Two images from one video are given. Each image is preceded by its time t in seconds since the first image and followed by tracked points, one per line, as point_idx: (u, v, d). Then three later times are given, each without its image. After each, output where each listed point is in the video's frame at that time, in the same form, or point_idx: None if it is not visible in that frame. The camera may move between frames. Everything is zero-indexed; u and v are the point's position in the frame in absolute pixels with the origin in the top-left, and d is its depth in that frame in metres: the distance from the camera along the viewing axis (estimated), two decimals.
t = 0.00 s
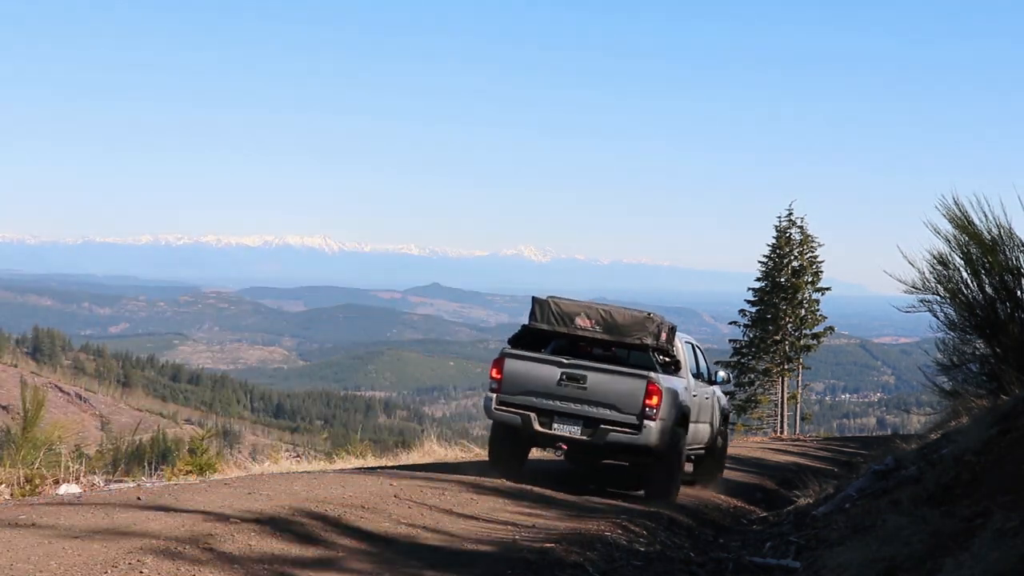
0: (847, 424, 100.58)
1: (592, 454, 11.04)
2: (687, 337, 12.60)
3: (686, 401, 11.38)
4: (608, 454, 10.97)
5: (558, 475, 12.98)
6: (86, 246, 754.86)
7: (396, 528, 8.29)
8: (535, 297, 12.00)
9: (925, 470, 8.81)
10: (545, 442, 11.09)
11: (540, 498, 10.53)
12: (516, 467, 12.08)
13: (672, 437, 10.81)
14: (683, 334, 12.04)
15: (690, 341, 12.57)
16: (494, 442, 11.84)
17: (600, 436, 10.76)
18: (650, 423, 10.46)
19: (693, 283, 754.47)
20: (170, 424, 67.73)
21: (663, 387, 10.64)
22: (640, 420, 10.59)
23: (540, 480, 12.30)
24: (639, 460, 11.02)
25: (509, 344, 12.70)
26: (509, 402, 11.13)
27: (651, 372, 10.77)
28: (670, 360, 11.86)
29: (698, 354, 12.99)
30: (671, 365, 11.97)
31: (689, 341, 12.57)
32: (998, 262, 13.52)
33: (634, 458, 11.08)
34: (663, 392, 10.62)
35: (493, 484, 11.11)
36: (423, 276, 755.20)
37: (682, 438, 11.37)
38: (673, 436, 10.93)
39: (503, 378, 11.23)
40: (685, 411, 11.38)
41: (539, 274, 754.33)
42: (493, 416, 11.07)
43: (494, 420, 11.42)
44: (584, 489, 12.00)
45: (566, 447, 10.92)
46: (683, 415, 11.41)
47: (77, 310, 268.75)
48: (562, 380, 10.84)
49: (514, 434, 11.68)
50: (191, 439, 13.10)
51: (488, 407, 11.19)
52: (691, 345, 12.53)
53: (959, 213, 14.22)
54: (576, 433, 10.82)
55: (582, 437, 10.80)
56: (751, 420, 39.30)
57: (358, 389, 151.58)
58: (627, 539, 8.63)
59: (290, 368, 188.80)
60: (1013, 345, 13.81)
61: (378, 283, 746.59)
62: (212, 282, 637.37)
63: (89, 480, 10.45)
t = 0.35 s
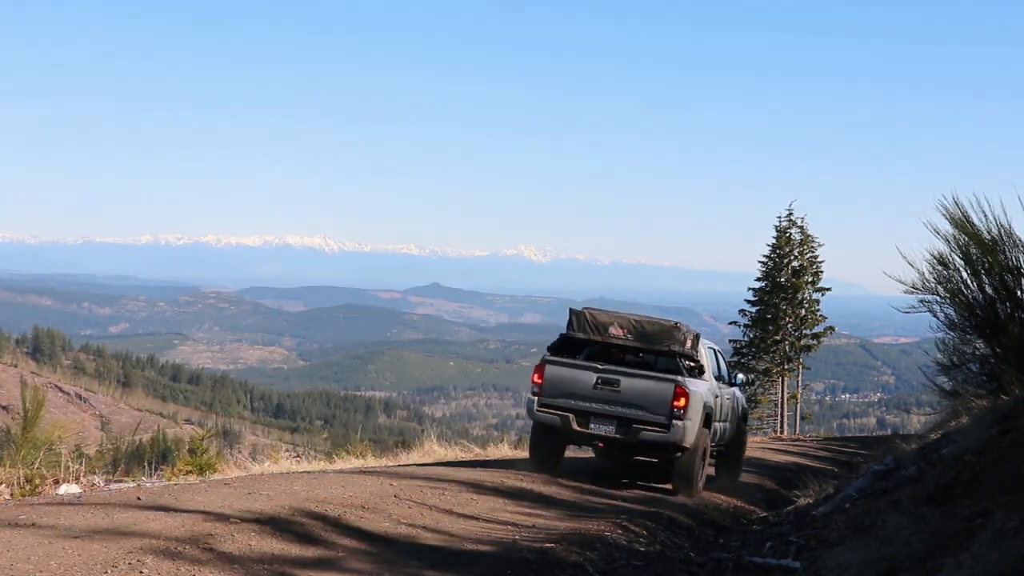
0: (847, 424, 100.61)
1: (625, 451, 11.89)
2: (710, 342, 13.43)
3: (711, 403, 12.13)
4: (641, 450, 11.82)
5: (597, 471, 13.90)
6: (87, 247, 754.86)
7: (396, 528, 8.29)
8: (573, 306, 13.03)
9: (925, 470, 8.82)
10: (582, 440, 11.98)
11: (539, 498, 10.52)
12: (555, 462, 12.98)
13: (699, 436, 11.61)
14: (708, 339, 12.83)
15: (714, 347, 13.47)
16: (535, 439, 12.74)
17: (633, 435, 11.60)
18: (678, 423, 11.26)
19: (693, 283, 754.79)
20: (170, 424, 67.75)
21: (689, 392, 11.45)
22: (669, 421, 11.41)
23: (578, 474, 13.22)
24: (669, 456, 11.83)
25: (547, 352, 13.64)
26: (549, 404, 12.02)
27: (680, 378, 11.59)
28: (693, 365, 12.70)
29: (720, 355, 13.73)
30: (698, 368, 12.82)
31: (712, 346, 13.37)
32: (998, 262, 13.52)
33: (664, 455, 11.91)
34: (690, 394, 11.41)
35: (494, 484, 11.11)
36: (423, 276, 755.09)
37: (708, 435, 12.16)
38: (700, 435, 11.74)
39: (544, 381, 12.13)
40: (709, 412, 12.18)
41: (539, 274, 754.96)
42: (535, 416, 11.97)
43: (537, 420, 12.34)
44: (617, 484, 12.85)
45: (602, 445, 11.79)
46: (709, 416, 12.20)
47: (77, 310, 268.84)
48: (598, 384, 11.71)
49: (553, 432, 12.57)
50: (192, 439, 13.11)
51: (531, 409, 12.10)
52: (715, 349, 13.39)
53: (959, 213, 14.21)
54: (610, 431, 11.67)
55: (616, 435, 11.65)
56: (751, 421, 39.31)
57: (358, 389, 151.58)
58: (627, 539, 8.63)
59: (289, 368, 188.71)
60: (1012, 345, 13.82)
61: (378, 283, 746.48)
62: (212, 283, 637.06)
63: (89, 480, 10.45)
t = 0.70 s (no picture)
0: (847, 424, 100.60)
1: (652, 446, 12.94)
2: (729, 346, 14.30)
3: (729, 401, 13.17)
4: (666, 446, 12.86)
5: (626, 465, 14.92)
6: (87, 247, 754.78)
7: (396, 528, 8.29)
8: (603, 315, 13.95)
9: (926, 470, 8.81)
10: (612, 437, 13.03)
11: (539, 499, 10.52)
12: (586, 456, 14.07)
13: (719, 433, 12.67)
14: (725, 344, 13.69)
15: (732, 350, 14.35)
16: (569, 435, 13.82)
17: (659, 431, 12.65)
18: (700, 421, 12.31)
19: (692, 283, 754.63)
20: (170, 424, 67.72)
21: (710, 391, 12.52)
22: (692, 418, 12.46)
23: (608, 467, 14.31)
24: (692, 451, 12.88)
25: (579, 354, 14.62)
26: (582, 404, 13.09)
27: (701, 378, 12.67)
28: (714, 368, 13.58)
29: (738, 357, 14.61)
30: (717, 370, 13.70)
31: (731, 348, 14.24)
32: (998, 262, 13.52)
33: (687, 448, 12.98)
34: (711, 394, 12.47)
35: (493, 484, 11.11)
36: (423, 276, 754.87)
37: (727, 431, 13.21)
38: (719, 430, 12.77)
39: (577, 384, 13.19)
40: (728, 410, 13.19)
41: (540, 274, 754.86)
42: (569, 416, 13.02)
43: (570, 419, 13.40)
44: (643, 476, 13.86)
45: (631, 441, 12.83)
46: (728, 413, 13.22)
47: (77, 310, 268.70)
48: (627, 385, 12.77)
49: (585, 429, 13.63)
50: (191, 440, 13.11)
51: (566, 409, 13.17)
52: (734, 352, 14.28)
53: (959, 213, 14.22)
54: (638, 428, 12.73)
55: (644, 432, 12.70)
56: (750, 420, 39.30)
57: (358, 389, 151.57)
58: (628, 539, 8.62)
59: (289, 368, 188.58)
60: (1012, 345, 13.81)
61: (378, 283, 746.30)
62: (211, 282, 637.07)
63: (89, 480, 10.45)
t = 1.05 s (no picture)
0: (847, 424, 100.63)
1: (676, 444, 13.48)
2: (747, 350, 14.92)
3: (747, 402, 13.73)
4: (689, 443, 13.44)
5: (649, 462, 15.44)
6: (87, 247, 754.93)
7: (396, 528, 8.28)
8: (630, 323, 14.69)
9: (925, 471, 8.81)
10: (639, 436, 13.62)
11: (538, 498, 10.53)
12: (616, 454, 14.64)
13: (739, 432, 13.19)
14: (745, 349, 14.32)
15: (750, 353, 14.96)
16: (598, 435, 14.42)
17: (682, 430, 13.22)
18: (720, 418, 12.87)
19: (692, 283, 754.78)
20: (170, 424, 67.76)
21: (729, 393, 13.11)
22: (712, 417, 13.04)
23: (637, 465, 14.88)
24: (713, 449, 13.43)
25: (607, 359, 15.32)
26: (611, 405, 13.72)
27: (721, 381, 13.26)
28: (734, 369, 14.13)
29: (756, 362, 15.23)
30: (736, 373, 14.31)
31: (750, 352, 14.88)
32: (997, 263, 13.53)
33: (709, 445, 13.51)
34: (730, 395, 13.05)
35: (492, 484, 11.12)
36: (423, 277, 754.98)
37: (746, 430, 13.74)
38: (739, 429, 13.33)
39: (605, 387, 13.82)
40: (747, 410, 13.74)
41: (540, 274, 754.99)
42: (598, 416, 13.70)
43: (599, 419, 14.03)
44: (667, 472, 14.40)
45: (656, 439, 13.40)
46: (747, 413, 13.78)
47: (77, 309, 269.02)
48: (652, 387, 13.39)
49: (614, 429, 14.21)
50: (191, 440, 13.12)
51: (596, 409, 13.81)
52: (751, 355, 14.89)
53: (960, 213, 14.20)
54: (663, 428, 13.31)
55: (668, 431, 13.29)
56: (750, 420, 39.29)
57: (358, 389, 151.57)
58: (627, 539, 8.62)
59: (289, 368, 188.64)
60: (1012, 345, 13.80)
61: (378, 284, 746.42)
62: (211, 282, 637.24)
63: (89, 480, 10.45)
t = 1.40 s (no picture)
0: (847, 424, 100.61)
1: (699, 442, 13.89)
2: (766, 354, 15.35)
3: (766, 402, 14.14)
4: (710, 442, 13.88)
5: (672, 458, 15.89)
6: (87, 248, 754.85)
7: (396, 528, 8.28)
8: (657, 327, 15.11)
9: (925, 470, 8.82)
10: (665, 434, 14.01)
11: (538, 498, 10.53)
12: (641, 451, 15.09)
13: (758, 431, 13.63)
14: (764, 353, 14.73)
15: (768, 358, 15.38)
16: (625, 433, 14.85)
17: (705, 428, 13.63)
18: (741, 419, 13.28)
19: (692, 283, 754.91)
20: (170, 423, 67.78)
21: (751, 394, 13.53)
22: (734, 416, 13.46)
23: (661, 462, 15.30)
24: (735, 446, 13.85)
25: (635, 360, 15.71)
26: (638, 405, 14.08)
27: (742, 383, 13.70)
28: (754, 373, 14.54)
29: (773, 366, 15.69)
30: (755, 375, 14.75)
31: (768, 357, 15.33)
32: (997, 262, 13.54)
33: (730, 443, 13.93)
34: (750, 396, 13.48)
35: (492, 484, 11.11)
36: (423, 276, 754.91)
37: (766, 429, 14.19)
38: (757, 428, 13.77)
39: (634, 387, 14.16)
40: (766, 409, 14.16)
41: (540, 275, 755.04)
42: (628, 415, 14.06)
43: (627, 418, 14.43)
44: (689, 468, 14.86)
45: (681, 437, 13.81)
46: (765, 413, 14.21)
47: (77, 309, 269.07)
48: (678, 389, 13.77)
49: (640, 428, 14.61)
50: (192, 439, 13.13)
51: (624, 409, 14.19)
52: (770, 358, 15.34)
53: (959, 213, 14.23)
54: (687, 426, 13.70)
55: (692, 429, 13.68)
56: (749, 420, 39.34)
57: (358, 389, 151.55)
58: (627, 539, 8.62)
59: (289, 368, 188.62)
60: (1012, 345, 13.80)
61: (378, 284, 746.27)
62: (211, 282, 636.86)
63: (89, 480, 10.44)
